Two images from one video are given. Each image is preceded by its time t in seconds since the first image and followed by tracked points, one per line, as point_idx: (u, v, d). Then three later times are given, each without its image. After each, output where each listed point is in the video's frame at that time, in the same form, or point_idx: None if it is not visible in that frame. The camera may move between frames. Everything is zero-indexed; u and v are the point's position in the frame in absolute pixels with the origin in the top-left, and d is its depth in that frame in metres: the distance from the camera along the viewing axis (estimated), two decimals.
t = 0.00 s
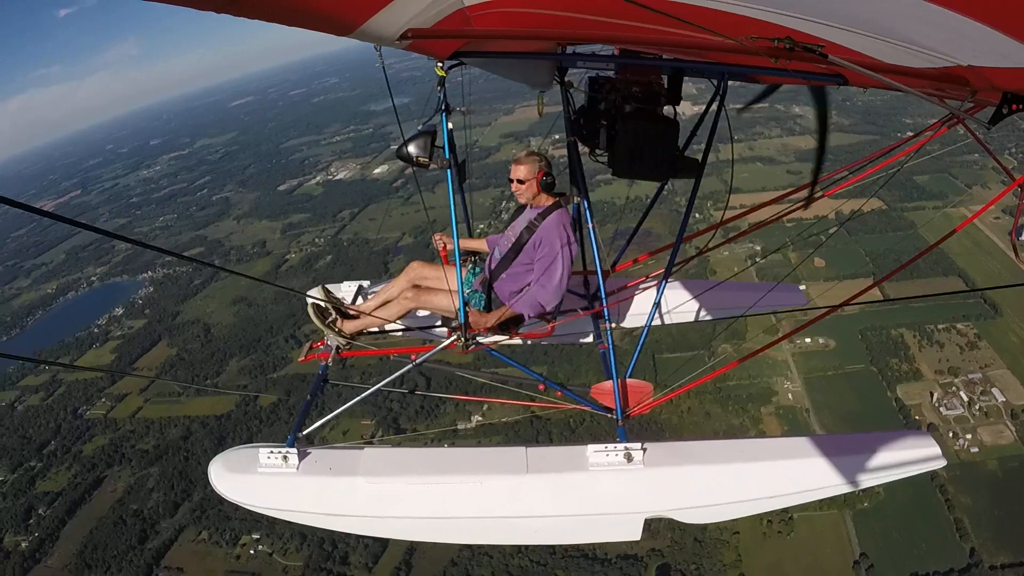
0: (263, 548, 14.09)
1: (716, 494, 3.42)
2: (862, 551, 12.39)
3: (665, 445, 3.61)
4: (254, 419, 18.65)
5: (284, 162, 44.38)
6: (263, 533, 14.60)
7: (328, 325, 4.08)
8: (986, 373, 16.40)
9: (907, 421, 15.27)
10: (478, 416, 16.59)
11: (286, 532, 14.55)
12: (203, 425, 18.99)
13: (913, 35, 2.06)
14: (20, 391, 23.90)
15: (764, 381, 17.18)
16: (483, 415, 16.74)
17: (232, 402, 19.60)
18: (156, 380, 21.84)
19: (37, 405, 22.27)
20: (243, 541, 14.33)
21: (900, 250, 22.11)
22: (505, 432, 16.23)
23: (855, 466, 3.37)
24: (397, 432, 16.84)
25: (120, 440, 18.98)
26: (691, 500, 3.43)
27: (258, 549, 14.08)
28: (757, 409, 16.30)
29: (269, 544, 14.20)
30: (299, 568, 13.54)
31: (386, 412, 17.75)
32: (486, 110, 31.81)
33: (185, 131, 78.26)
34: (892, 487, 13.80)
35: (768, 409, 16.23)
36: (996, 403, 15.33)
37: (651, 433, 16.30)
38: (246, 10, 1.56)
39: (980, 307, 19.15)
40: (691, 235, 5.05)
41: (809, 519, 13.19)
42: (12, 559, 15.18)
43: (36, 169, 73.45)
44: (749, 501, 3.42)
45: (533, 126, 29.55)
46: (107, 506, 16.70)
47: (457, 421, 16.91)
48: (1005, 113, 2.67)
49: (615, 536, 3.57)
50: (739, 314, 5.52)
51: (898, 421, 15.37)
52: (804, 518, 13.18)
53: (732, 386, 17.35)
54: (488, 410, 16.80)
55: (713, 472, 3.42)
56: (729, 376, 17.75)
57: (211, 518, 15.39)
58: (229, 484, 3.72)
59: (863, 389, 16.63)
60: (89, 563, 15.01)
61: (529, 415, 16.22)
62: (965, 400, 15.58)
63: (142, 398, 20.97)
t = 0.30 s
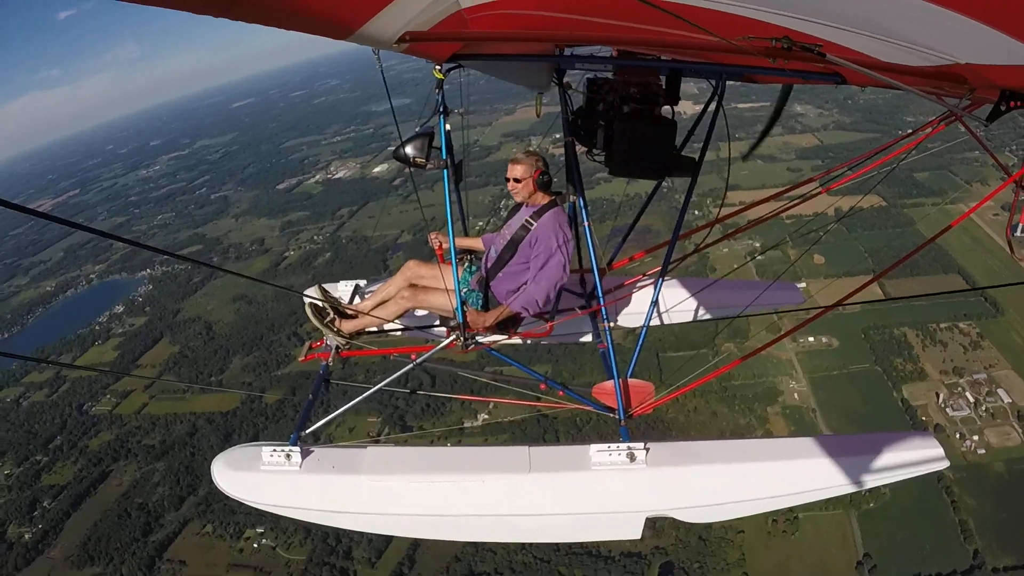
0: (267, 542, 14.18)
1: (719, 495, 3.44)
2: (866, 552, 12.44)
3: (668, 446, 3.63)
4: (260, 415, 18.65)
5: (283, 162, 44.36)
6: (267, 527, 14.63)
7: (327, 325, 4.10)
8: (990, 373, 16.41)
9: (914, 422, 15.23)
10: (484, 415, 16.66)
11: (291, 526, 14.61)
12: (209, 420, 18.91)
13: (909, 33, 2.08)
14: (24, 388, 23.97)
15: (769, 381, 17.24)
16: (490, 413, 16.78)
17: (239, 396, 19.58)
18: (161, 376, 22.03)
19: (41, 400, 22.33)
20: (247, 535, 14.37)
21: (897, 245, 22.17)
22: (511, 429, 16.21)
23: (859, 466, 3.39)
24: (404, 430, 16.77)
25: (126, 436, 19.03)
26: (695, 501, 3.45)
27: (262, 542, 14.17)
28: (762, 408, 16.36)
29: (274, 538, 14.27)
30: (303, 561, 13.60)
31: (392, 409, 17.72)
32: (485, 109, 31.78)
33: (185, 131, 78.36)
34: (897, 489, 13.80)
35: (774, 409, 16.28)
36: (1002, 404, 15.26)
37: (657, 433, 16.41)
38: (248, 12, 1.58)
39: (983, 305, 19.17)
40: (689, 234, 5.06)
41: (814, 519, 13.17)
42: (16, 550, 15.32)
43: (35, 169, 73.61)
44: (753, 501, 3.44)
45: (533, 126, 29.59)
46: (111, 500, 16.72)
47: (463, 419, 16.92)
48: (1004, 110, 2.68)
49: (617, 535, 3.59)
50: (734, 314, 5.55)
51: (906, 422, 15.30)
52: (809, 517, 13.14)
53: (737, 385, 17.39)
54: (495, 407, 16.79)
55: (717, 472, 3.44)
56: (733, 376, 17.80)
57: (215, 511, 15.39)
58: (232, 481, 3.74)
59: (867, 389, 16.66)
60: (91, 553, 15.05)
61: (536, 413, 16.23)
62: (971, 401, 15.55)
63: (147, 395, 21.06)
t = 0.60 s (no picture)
0: (271, 544, 14.14)
1: (718, 495, 3.40)
2: (872, 555, 12.33)
3: (666, 447, 3.61)
4: (259, 418, 18.68)
5: (286, 163, 44.34)
6: (271, 530, 14.57)
7: (324, 328, 4.09)
8: (990, 373, 16.36)
9: (914, 424, 15.13)
10: (484, 417, 16.60)
11: (295, 529, 14.54)
12: (208, 423, 18.92)
13: (907, 31, 2.05)
14: (22, 391, 24.07)
15: (769, 382, 17.14)
16: (490, 415, 16.71)
17: (239, 400, 19.59)
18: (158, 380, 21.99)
19: (40, 404, 22.44)
20: (251, 538, 14.34)
21: (900, 246, 22.12)
22: (512, 432, 16.24)
23: (860, 467, 3.36)
24: (403, 433, 16.82)
25: (126, 438, 18.97)
26: (694, 501, 3.42)
27: (266, 545, 14.12)
28: (762, 410, 16.30)
29: (278, 541, 14.24)
30: (306, 563, 13.62)
31: (392, 410, 17.69)
32: (487, 110, 31.72)
33: (187, 132, 78.38)
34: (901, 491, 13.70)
35: (774, 410, 16.22)
36: (1001, 404, 15.28)
37: (658, 435, 16.29)
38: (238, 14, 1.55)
39: (984, 306, 19.14)
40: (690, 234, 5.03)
41: (819, 522, 13.12)
42: (20, 552, 15.38)
43: (38, 171, 73.82)
44: (752, 503, 3.40)
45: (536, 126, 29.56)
46: (113, 502, 16.71)
47: (464, 421, 16.92)
48: (1002, 109, 2.66)
49: (615, 538, 3.56)
50: (734, 314, 5.53)
51: (905, 423, 15.22)
52: (813, 520, 13.12)
53: (737, 387, 17.30)
54: (494, 411, 16.76)
55: (715, 473, 3.41)
56: (731, 376, 17.75)
57: (218, 515, 15.42)
58: (230, 484, 3.72)
59: (868, 390, 16.59)
60: (95, 556, 15.08)
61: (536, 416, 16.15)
62: (971, 402, 15.54)
63: (145, 397, 20.99)
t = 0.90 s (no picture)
0: (270, 544, 14.14)
1: (715, 493, 3.43)
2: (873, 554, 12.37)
3: (664, 445, 3.63)
4: (260, 420, 18.69)
5: (284, 163, 44.29)
6: (271, 531, 14.54)
7: (324, 331, 4.09)
8: (993, 370, 16.40)
9: (914, 419, 15.24)
10: (486, 417, 16.59)
11: (294, 530, 14.54)
12: (209, 427, 18.83)
13: (908, 32, 2.06)
14: (22, 397, 23.94)
15: (772, 381, 17.23)
16: (491, 416, 16.64)
17: (240, 404, 19.52)
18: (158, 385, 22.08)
19: (38, 409, 22.45)
20: (251, 539, 14.33)
21: (896, 246, 22.24)
22: (513, 433, 16.29)
23: (857, 465, 3.39)
24: (405, 434, 16.81)
25: (125, 442, 19.01)
26: (692, 500, 3.43)
27: (265, 546, 14.11)
28: (764, 408, 16.35)
29: (277, 542, 14.21)
30: (307, 564, 13.61)
31: (394, 412, 17.73)
32: (486, 111, 31.77)
33: (185, 133, 78.34)
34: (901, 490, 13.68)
35: (777, 408, 16.26)
36: (1003, 401, 15.35)
37: (661, 433, 16.30)
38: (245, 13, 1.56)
39: (984, 302, 19.20)
40: (687, 232, 5.04)
41: (818, 520, 13.21)
42: (18, 555, 15.40)
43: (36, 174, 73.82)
44: (748, 499, 3.42)
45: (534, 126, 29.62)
46: (112, 506, 16.73)
47: (466, 422, 16.93)
48: (1000, 108, 2.68)
49: (614, 535, 3.57)
50: (734, 311, 5.58)
51: (906, 418, 15.34)
52: (813, 519, 13.22)
53: (739, 385, 17.32)
54: (496, 411, 16.79)
55: (712, 471, 3.44)
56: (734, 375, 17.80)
57: (217, 517, 15.40)
58: (228, 487, 3.72)
59: (871, 388, 16.65)
60: (94, 560, 15.09)
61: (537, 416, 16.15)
62: (972, 399, 15.57)
63: (146, 402, 20.94)
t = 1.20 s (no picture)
0: (273, 547, 14.13)
1: (716, 493, 3.40)
2: (875, 554, 12.37)
3: (665, 446, 3.61)
4: (264, 421, 18.74)
5: (287, 162, 44.34)
6: (274, 533, 14.55)
7: (323, 332, 4.06)
8: (995, 373, 16.34)
9: (918, 421, 15.19)
10: (490, 419, 16.71)
11: (297, 532, 14.59)
12: (213, 428, 18.86)
13: (915, 34, 2.04)
14: (23, 398, 24.09)
15: (775, 384, 17.12)
16: (496, 418, 16.76)
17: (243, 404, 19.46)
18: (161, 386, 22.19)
19: (42, 410, 22.56)
20: (253, 541, 14.31)
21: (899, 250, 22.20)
22: (517, 434, 16.14)
23: (861, 466, 3.36)
24: (408, 437, 16.83)
25: (129, 443, 19.03)
26: (693, 501, 3.41)
27: (269, 548, 14.12)
28: (769, 411, 16.28)
29: (280, 544, 14.24)
30: (310, 567, 13.58)
31: (397, 413, 17.78)
32: (490, 112, 31.77)
33: (188, 132, 78.58)
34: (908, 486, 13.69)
35: (781, 410, 16.18)
36: (1006, 404, 15.31)
37: (665, 434, 16.28)
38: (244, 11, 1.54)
39: (986, 306, 19.11)
40: (689, 233, 5.01)
41: (824, 521, 13.13)
42: (20, 559, 15.42)
43: (40, 171, 74.12)
44: (749, 500, 3.40)
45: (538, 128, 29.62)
46: (116, 506, 16.79)
47: (470, 423, 16.95)
48: (1005, 112, 2.66)
49: (614, 538, 3.55)
50: (731, 313, 5.54)
51: (909, 420, 15.30)
52: (819, 520, 13.13)
53: (744, 388, 17.28)
54: (500, 412, 16.85)
55: (713, 471, 3.42)
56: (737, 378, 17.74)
57: (221, 518, 15.37)
58: (230, 490, 3.70)
59: (874, 391, 16.57)
60: (97, 561, 15.09)
61: (540, 417, 16.16)
62: (976, 401, 15.52)
63: (149, 403, 21.05)
